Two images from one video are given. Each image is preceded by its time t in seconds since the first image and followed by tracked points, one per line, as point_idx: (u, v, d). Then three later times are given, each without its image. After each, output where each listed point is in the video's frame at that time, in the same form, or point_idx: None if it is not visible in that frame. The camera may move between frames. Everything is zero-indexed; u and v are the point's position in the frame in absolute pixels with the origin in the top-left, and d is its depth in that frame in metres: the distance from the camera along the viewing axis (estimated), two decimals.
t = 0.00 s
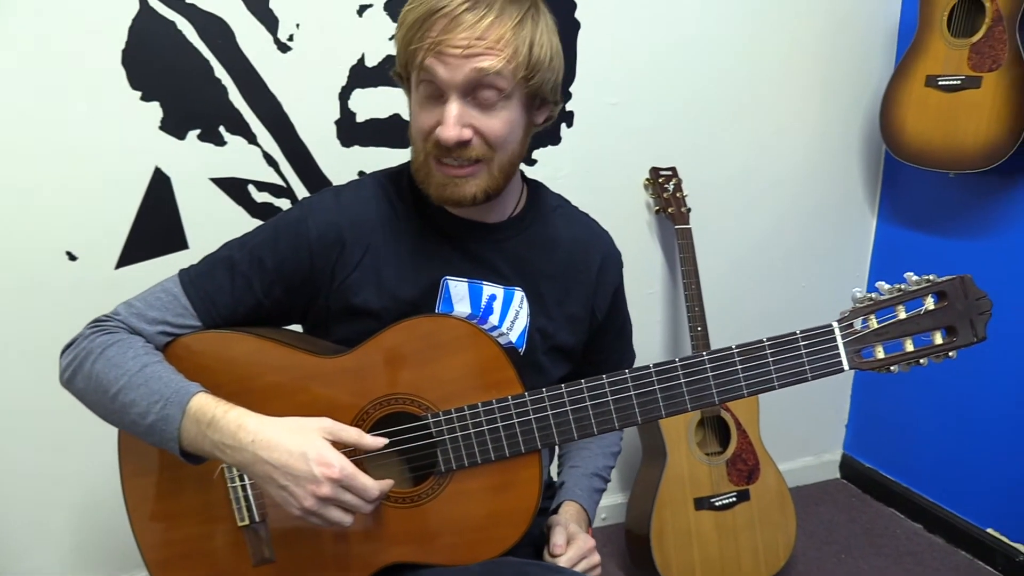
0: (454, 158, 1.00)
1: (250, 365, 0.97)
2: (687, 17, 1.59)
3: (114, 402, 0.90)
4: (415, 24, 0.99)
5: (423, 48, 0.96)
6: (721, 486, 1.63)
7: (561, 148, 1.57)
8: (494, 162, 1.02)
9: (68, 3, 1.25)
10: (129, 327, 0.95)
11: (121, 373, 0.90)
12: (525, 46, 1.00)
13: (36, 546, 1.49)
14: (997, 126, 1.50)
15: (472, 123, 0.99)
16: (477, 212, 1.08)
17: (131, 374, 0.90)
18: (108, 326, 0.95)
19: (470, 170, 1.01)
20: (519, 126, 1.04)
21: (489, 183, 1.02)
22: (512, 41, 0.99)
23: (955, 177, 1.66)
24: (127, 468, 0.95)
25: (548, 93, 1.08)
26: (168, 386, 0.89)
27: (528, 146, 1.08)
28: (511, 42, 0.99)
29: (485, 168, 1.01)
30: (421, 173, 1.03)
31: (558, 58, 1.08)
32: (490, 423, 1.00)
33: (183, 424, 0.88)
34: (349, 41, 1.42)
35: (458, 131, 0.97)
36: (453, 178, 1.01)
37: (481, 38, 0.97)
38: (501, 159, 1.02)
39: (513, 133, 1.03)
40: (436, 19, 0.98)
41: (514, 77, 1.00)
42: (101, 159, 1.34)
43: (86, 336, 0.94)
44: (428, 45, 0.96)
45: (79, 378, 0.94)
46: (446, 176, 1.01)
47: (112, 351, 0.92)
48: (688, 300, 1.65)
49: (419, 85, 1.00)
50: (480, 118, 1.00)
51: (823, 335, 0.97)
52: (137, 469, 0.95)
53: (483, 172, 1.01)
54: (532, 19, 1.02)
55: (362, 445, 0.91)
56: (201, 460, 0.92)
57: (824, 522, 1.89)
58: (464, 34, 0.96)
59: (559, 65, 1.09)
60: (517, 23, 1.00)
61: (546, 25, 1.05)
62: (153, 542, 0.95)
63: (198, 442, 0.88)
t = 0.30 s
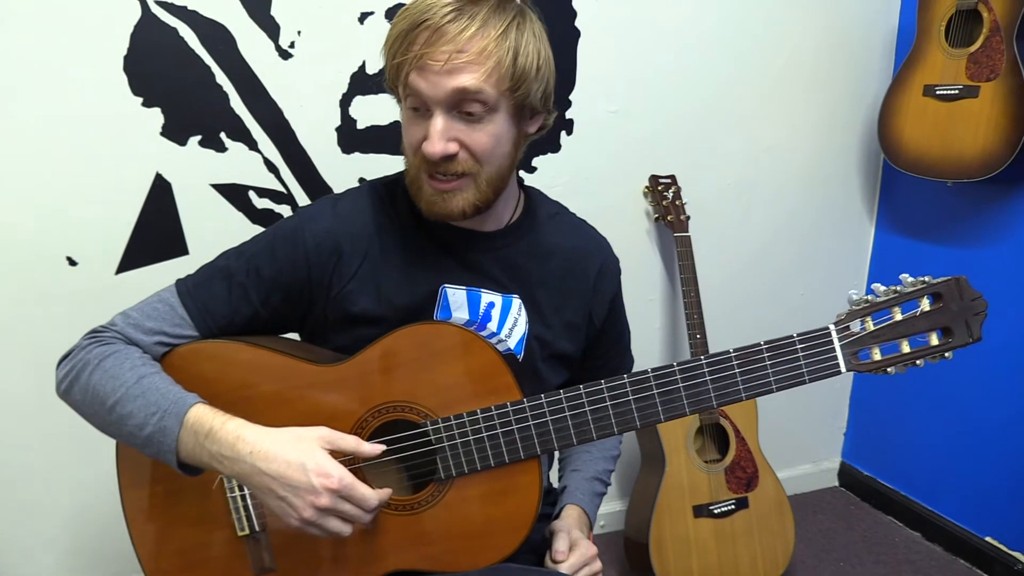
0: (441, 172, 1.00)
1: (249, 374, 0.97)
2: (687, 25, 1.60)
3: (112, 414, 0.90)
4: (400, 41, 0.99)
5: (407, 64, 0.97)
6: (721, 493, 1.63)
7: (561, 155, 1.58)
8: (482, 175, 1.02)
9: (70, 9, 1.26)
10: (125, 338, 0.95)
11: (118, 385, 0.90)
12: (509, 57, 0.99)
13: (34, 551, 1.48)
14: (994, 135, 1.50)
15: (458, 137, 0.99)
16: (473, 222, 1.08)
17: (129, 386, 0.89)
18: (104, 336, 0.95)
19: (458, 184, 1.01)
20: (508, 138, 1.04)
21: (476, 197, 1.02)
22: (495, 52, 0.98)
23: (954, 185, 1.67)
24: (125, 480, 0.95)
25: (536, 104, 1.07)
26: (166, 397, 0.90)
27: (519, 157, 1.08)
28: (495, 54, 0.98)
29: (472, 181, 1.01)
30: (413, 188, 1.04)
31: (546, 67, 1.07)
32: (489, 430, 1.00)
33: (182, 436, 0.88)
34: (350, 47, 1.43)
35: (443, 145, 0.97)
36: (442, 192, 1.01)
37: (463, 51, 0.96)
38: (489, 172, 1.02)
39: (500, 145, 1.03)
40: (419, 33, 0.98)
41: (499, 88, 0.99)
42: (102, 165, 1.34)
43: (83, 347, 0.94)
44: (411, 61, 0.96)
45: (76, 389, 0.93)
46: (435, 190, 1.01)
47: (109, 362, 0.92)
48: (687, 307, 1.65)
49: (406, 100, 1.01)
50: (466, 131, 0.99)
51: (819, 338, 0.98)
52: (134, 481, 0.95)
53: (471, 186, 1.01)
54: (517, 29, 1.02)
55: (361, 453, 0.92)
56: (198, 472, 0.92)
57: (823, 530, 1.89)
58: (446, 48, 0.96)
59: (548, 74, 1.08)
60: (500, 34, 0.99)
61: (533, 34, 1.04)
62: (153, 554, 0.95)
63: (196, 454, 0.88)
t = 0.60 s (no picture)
0: (431, 191, 1.00)
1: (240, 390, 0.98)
2: (690, 31, 1.60)
3: (101, 436, 0.91)
4: (382, 59, 0.98)
5: (390, 85, 0.96)
6: (724, 499, 1.62)
7: (564, 160, 1.58)
8: (472, 191, 1.02)
9: (77, 15, 1.27)
10: (113, 357, 0.96)
11: (107, 407, 0.90)
12: (493, 72, 0.99)
13: (39, 554, 1.49)
14: (997, 140, 1.51)
15: (446, 156, 0.99)
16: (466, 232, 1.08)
17: (118, 408, 0.90)
18: (91, 357, 0.96)
19: (449, 201, 1.01)
20: (496, 152, 1.04)
21: (468, 212, 1.03)
22: (479, 68, 0.97)
23: (957, 191, 1.67)
24: (123, 500, 0.97)
25: (523, 114, 1.07)
26: (155, 418, 0.90)
27: (508, 168, 1.08)
28: (479, 70, 0.97)
29: (463, 198, 1.01)
30: (403, 205, 1.04)
31: (531, 77, 1.06)
32: (482, 437, 1.00)
33: (172, 458, 0.88)
34: (353, 53, 1.43)
35: (432, 166, 0.97)
36: (433, 209, 1.01)
37: (447, 69, 0.95)
38: (479, 188, 1.02)
39: (489, 160, 1.03)
40: (401, 52, 0.97)
41: (485, 105, 0.99)
42: (107, 170, 1.35)
43: (72, 369, 0.95)
44: (394, 82, 0.95)
45: (66, 411, 0.94)
46: (426, 207, 1.02)
47: (97, 383, 0.93)
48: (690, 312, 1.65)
49: (390, 119, 1.00)
50: (454, 149, 0.99)
51: (813, 334, 0.96)
52: (133, 500, 0.97)
53: (461, 202, 1.01)
54: (501, 42, 1.01)
55: (353, 469, 0.91)
56: (190, 492, 0.93)
57: (827, 536, 1.89)
58: (430, 67, 0.95)
59: (533, 82, 1.07)
60: (484, 49, 0.98)
61: (516, 45, 1.03)
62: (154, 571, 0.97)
63: (187, 473, 0.89)
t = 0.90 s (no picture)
0: (419, 204, 0.98)
1: (231, 402, 0.98)
2: (696, 32, 1.60)
3: (95, 451, 0.92)
4: (358, 76, 0.95)
5: (369, 102, 0.93)
6: (730, 502, 1.62)
7: (569, 162, 1.58)
8: (461, 201, 1.00)
9: (83, 19, 1.27)
10: (106, 371, 0.96)
11: (99, 422, 0.91)
12: (474, 80, 0.96)
13: (48, 556, 1.49)
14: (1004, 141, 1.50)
15: (432, 169, 0.97)
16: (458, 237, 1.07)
17: (111, 423, 0.90)
18: (85, 371, 0.96)
19: (439, 212, 1.00)
20: (483, 159, 1.02)
21: (458, 221, 1.01)
22: (460, 78, 0.94)
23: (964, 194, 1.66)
24: (121, 512, 0.97)
25: (508, 117, 1.04)
26: (147, 433, 0.90)
27: (497, 172, 1.06)
28: (459, 79, 0.94)
29: (452, 208, 1.00)
30: (392, 216, 1.03)
31: (512, 79, 1.02)
32: (478, 441, 0.99)
33: (164, 473, 0.89)
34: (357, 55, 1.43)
35: (418, 180, 0.95)
36: (423, 221, 1.00)
37: (426, 82, 0.93)
38: (468, 196, 1.00)
39: (476, 169, 1.00)
40: (377, 66, 0.94)
41: (467, 115, 0.96)
42: (112, 173, 1.35)
43: (66, 384, 0.96)
44: (372, 100, 0.93)
45: (59, 426, 0.95)
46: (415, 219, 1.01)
47: (90, 399, 0.93)
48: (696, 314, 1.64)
49: (372, 134, 0.98)
50: (440, 161, 0.97)
51: (810, 328, 0.95)
52: (131, 512, 0.97)
53: (451, 212, 1.00)
54: (477, 47, 0.97)
55: (346, 484, 0.92)
56: (183, 506, 0.93)
57: (833, 539, 1.88)
58: (408, 82, 0.92)
59: (516, 83, 1.04)
60: (461, 56, 0.95)
61: (494, 47, 0.99)
62: None
63: (179, 488, 0.89)
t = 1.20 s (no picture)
0: (420, 233, 0.98)
1: (234, 399, 0.99)
2: (701, 31, 1.60)
3: (100, 447, 0.92)
4: (349, 116, 0.91)
5: (363, 147, 0.90)
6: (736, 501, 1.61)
7: (574, 161, 1.58)
8: (461, 225, 1.00)
9: (88, 18, 1.27)
10: (112, 368, 0.97)
11: (104, 419, 0.91)
12: (469, 116, 0.91)
13: (55, 555, 1.49)
14: (1010, 139, 1.49)
15: (431, 205, 0.95)
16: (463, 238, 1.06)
17: (115, 419, 0.91)
18: (92, 368, 0.97)
19: (439, 235, 1.00)
20: (482, 183, 0.99)
21: (459, 240, 1.02)
22: (454, 118, 0.90)
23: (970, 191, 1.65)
24: (128, 508, 0.97)
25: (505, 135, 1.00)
26: (150, 429, 0.90)
27: (495, 187, 1.04)
28: (453, 119, 0.90)
29: (452, 231, 1.00)
30: (392, 231, 1.03)
31: (508, 100, 0.97)
32: (481, 437, 0.99)
33: (167, 468, 0.89)
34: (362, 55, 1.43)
35: (417, 219, 0.94)
36: (423, 243, 1.00)
37: (419, 129, 0.89)
38: (468, 220, 1.00)
39: (475, 196, 0.98)
40: (368, 110, 0.89)
41: (463, 152, 0.93)
42: (117, 173, 1.35)
43: (72, 380, 0.96)
44: (366, 147, 0.90)
45: (66, 423, 0.95)
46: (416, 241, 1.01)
47: (96, 395, 0.93)
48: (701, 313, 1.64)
49: (367, 170, 0.95)
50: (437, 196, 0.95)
51: (812, 322, 0.93)
52: (137, 508, 0.97)
53: (451, 236, 1.00)
54: (471, 79, 0.91)
55: (346, 474, 0.93)
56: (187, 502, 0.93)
57: (839, 538, 1.87)
58: (401, 130, 0.88)
59: (513, 100, 0.99)
60: (453, 94, 0.90)
61: (488, 73, 0.93)
62: None
63: (182, 483, 0.89)
